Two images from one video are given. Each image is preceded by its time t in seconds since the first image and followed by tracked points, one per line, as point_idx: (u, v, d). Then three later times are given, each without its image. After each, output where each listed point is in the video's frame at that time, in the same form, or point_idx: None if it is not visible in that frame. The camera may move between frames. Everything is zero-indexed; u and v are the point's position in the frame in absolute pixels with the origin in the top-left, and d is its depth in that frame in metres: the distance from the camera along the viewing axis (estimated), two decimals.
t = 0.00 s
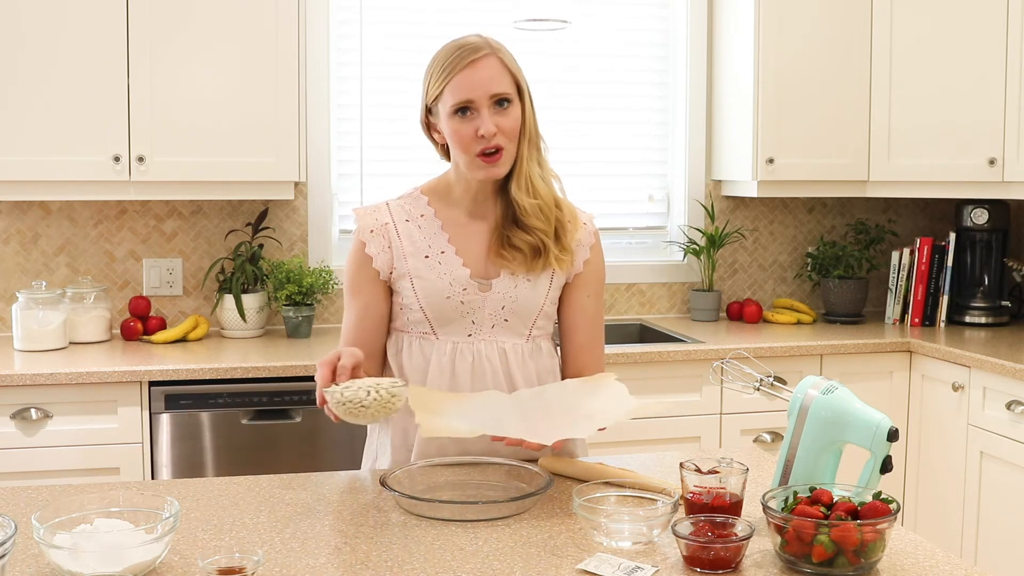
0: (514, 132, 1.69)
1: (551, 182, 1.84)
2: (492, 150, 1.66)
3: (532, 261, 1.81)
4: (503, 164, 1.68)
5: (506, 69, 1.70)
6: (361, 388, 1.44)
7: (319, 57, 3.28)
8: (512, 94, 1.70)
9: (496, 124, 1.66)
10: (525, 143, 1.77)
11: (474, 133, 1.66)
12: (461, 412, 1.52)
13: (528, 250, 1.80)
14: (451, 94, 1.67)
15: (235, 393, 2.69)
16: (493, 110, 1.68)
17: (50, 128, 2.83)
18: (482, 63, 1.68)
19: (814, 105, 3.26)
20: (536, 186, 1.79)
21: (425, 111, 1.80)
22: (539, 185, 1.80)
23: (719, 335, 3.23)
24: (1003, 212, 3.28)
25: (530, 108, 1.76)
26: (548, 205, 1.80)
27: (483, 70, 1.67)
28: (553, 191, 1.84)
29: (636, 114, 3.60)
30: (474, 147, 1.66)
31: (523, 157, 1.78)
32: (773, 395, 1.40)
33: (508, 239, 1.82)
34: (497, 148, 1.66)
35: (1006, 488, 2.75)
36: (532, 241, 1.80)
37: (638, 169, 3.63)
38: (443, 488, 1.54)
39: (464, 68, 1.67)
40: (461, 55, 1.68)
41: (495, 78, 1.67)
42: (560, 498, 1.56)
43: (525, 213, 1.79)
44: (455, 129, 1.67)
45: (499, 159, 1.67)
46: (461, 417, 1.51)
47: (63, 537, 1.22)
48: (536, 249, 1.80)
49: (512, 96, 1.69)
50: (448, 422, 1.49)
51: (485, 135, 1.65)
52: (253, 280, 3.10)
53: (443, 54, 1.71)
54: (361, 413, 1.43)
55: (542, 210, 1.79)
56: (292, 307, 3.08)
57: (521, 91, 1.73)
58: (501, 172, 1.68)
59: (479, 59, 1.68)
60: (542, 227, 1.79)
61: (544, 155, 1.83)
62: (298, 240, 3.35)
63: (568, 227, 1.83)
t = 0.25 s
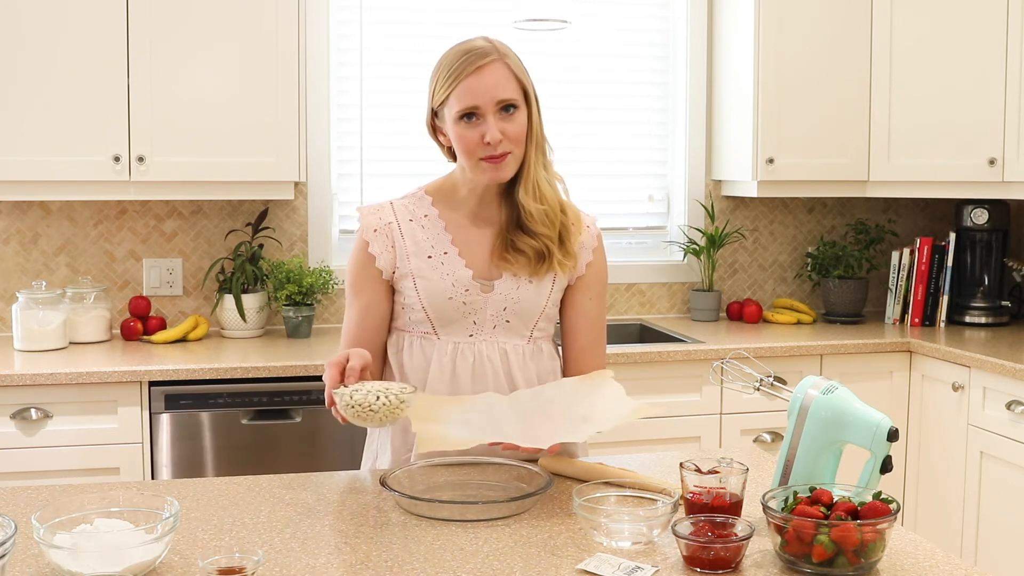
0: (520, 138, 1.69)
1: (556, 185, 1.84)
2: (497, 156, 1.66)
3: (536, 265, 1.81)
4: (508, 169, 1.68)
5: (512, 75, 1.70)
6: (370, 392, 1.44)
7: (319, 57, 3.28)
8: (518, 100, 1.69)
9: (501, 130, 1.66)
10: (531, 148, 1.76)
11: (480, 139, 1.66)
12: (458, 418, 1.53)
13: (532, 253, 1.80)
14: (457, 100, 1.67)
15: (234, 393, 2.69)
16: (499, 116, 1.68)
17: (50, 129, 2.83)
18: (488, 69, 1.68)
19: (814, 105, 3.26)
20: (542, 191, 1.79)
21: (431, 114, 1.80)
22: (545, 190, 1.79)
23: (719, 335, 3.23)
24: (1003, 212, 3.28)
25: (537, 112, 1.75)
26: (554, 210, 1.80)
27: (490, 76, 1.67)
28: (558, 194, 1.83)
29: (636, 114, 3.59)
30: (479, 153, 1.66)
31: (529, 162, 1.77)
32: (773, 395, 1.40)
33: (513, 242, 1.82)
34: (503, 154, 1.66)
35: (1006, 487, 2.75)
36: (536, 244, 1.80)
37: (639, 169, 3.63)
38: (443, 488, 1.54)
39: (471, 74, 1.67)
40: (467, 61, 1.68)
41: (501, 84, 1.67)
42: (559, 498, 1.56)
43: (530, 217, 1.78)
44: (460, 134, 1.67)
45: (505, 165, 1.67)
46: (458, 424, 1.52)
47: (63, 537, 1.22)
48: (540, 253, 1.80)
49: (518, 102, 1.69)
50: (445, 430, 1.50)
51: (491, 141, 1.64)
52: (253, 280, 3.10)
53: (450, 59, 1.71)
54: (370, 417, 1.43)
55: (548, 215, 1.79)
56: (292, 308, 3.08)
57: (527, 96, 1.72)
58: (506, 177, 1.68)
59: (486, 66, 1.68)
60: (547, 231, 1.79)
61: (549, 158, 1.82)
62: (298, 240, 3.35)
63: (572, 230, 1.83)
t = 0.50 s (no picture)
0: (523, 139, 1.69)
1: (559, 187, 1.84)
2: (500, 157, 1.66)
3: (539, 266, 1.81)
4: (511, 170, 1.68)
5: (516, 76, 1.70)
6: (368, 392, 1.44)
7: (319, 57, 3.28)
8: (522, 102, 1.69)
9: (504, 131, 1.66)
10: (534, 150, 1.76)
11: (482, 140, 1.66)
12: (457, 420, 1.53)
13: (534, 254, 1.80)
14: (460, 101, 1.67)
15: (234, 393, 2.69)
16: (502, 118, 1.68)
17: (50, 129, 2.83)
18: (491, 70, 1.67)
19: (814, 105, 3.26)
20: (545, 193, 1.79)
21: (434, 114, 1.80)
22: (548, 192, 1.79)
23: (719, 335, 3.23)
24: (1003, 212, 3.28)
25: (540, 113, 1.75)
26: (557, 211, 1.80)
27: (493, 77, 1.67)
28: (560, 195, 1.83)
29: (636, 114, 3.60)
30: (481, 154, 1.66)
31: (533, 164, 1.77)
32: (773, 395, 1.40)
33: (515, 243, 1.82)
34: (505, 155, 1.67)
35: (1006, 487, 2.75)
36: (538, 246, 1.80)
37: (639, 169, 3.63)
38: (443, 488, 1.54)
39: (474, 76, 1.67)
40: (471, 62, 1.68)
41: (505, 86, 1.67)
42: (559, 498, 1.56)
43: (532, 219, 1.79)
44: (462, 136, 1.67)
45: (507, 166, 1.67)
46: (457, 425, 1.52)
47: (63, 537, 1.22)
48: (542, 254, 1.81)
49: (521, 103, 1.69)
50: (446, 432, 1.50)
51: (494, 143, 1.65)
52: (253, 281, 3.10)
53: (454, 60, 1.70)
54: (366, 417, 1.43)
55: (550, 216, 1.79)
56: (292, 307, 3.08)
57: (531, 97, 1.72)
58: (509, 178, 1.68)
59: (489, 67, 1.68)
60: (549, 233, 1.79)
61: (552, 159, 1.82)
62: (298, 240, 3.35)
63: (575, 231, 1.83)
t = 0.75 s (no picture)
0: (518, 142, 1.69)
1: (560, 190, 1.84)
2: (492, 160, 1.66)
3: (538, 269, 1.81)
4: (503, 172, 1.68)
5: (512, 79, 1.69)
6: (342, 400, 1.44)
7: (319, 57, 3.28)
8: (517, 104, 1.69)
9: (497, 134, 1.66)
10: (534, 153, 1.76)
11: (475, 143, 1.65)
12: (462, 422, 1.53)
13: (534, 257, 1.80)
14: (454, 103, 1.67)
15: (234, 393, 2.69)
16: (497, 120, 1.67)
17: (50, 129, 2.83)
18: (487, 72, 1.67)
19: (814, 105, 3.26)
20: (545, 198, 1.79)
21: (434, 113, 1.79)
22: (551, 195, 1.79)
23: (718, 335, 3.23)
24: (1003, 212, 3.28)
25: (539, 117, 1.74)
26: (558, 216, 1.80)
27: (488, 79, 1.67)
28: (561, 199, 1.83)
29: (636, 114, 3.59)
30: (473, 157, 1.66)
31: (533, 168, 1.76)
32: (773, 395, 1.40)
33: (517, 245, 1.82)
34: (498, 158, 1.66)
35: (1006, 487, 2.75)
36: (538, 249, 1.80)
37: (639, 169, 3.63)
38: (443, 488, 1.54)
39: (471, 76, 1.67)
40: (468, 64, 1.68)
41: (499, 88, 1.67)
42: (559, 498, 1.56)
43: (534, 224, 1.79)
44: (455, 137, 1.67)
45: (499, 169, 1.67)
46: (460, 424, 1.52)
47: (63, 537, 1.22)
48: (543, 257, 1.81)
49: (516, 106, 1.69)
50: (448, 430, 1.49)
51: (485, 145, 1.64)
52: (253, 280, 3.09)
53: (452, 61, 1.71)
54: (342, 425, 1.42)
55: (552, 220, 1.79)
56: (292, 307, 3.08)
57: (528, 99, 1.72)
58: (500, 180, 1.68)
59: (485, 69, 1.68)
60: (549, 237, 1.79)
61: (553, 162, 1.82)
62: (298, 240, 3.35)
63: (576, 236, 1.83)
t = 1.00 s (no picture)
0: (498, 155, 1.68)
1: (558, 203, 1.81)
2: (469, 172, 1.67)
3: (534, 277, 1.81)
4: (481, 184, 1.68)
5: (497, 90, 1.68)
6: (280, 448, 1.40)
7: (319, 57, 3.28)
8: (499, 116, 1.68)
9: (476, 148, 1.66)
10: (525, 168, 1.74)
11: (453, 153, 1.67)
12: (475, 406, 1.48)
13: (530, 264, 1.81)
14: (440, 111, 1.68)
15: (235, 393, 2.69)
16: (478, 133, 1.67)
17: (50, 129, 2.83)
18: (472, 83, 1.66)
19: (814, 105, 3.27)
20: (538, 214, 1.76)
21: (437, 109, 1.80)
22: (541, 213, 1.76)
23: (718, 335, 3.23)
24: (1003, 212, 3.28)
25: (529, 128, 1.72)
26: (552, 232, 1.78)
27: (472, 91, 1.66)
28: (560, 210, 1.81)
29: (636, 114, 3.59)
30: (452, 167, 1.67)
31: (524, 181, 1.76)
32: (773, 395, 1.40)
33: (516, 250, 1.83)
34: (476, 171, 1.67)
35: (1006, 488, 2.75)
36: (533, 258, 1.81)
37: (639, 169, 3.62)
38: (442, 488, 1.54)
39: (456, 86, 1.66)
40: (456, 72, 1.67)
41: (482, 100, 1.66)
42: (559, 498, 1.56)
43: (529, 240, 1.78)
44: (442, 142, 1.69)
45: (478, 182, 1.68)
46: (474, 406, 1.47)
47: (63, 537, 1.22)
48: (539, 265, 1.81)
49: (498, 119, 1.68)
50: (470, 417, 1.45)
51: (461, 158, 1.65)
52: (253, 280, 3.09)
53: (446, 65, 1.70)
54: (292, 469, 1.40)
55: (545, 237, 1.77)
56: (292, 307, 3.08)
57: (516, 107, 1.70)
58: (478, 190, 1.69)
59: (471, 79, 1.66)
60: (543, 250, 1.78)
61: (552, 172, 1.79)
62: (298, 240, 3.35)
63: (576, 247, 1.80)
